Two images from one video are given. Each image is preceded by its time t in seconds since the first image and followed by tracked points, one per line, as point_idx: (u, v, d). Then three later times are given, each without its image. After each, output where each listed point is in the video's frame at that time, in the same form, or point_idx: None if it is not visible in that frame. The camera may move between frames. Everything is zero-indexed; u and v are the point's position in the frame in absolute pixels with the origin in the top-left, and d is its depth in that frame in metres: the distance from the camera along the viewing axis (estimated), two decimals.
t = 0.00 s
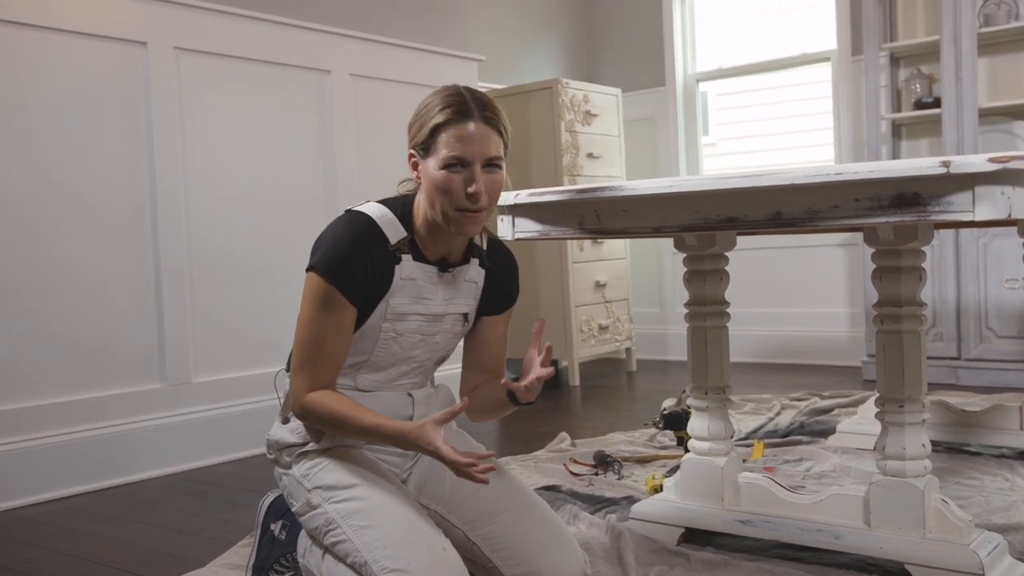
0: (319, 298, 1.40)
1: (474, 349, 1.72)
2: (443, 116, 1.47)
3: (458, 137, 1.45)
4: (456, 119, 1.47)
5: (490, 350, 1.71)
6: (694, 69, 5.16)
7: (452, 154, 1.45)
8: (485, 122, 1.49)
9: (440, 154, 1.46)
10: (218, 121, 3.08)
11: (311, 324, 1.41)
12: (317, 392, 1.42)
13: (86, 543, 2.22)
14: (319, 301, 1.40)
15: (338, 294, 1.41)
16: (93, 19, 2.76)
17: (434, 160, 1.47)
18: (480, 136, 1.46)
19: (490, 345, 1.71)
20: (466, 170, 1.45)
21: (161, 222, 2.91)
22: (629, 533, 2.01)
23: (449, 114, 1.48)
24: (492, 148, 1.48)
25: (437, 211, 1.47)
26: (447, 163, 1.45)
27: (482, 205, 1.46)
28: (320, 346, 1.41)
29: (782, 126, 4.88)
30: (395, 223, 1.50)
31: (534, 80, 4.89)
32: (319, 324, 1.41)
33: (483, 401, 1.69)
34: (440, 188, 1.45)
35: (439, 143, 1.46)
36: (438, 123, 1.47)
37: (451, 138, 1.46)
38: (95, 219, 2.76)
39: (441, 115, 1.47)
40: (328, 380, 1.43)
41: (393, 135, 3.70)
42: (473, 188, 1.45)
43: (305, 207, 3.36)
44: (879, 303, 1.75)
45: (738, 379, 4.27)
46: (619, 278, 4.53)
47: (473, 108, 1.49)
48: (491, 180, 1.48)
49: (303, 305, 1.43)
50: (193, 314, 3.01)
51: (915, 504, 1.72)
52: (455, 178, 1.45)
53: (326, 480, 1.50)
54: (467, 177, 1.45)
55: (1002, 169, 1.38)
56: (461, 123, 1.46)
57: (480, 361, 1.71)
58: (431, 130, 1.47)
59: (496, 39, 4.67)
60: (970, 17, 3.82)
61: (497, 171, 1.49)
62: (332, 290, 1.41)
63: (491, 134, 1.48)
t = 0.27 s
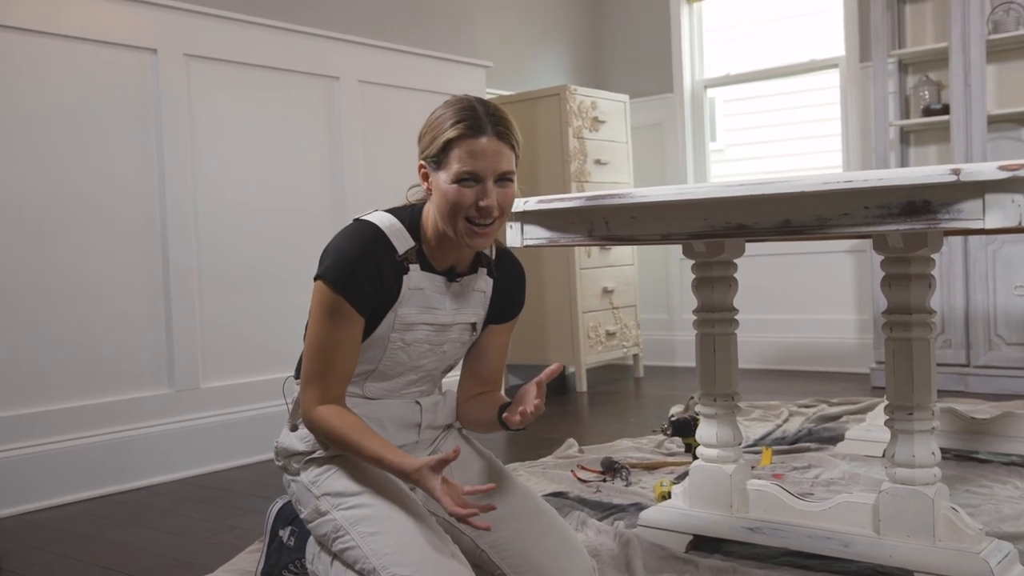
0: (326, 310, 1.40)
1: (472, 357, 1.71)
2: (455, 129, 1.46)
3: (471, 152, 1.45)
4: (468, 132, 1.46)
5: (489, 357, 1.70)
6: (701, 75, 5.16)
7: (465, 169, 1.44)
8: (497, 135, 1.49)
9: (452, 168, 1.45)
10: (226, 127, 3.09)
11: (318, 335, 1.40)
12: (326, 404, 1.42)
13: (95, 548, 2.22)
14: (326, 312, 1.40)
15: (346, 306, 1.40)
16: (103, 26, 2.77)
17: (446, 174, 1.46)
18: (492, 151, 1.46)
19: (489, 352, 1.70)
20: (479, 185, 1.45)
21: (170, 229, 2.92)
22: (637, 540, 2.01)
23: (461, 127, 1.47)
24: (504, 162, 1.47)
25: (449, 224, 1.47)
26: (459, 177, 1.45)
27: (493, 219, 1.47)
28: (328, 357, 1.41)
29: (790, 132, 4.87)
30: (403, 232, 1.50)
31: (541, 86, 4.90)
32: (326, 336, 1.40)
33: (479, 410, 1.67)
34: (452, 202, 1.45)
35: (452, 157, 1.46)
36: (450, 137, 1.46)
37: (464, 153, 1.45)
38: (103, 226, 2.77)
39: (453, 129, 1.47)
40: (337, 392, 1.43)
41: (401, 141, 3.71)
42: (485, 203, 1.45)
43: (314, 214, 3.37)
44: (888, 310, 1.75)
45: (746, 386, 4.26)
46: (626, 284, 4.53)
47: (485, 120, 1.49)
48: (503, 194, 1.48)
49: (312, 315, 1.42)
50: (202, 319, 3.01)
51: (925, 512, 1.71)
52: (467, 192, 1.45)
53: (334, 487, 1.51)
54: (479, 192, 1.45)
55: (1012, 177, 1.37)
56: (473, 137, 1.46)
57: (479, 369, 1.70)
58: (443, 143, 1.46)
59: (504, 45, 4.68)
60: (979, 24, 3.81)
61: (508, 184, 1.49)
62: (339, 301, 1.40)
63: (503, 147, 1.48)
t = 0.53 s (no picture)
0: (327, 314, 1.40)
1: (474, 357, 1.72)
2: (469, 133, 1.45)
3: (486, 156, 1.43)
4: (481, 136, 1.45)
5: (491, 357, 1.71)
6: (704, 78, 5.16)
7: (480, 174, 1.43)
8: (508, 137, 1.48)
9: (465, 173, 1.44)
10: (230, 130, 3.10)
11: (320, 338, 1.40)
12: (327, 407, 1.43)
13: (99, 550, 2.23)
14: (327, 316, 1.40)
15: (346, 309, 1.40)
16: (107, 29, 2.78)
17: (459, 179, 1.45)
18: (506, 155, 1.45)
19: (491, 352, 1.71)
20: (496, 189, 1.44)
21: (173, 231, 2.92)
22: (640, 543, 2.01)
23: (474, 131, 1.45)
24: (517, 165, 1.47)
25: (462, 229, 1.46)
26: (474, 182, 1.44)
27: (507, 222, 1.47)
28: (329, 361, 1.41)
29: (793, 134, 4.87)
30: (404, 235, 1.49)
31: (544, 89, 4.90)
32: (327, 339, 1.40)
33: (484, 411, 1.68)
34: (466, 207, 1.44)
35: (467, 162, 1.44)
36: (463, 141, 1.44)
37: (478, 157, 1.44)
38: (106, 228, 2.78)
39: (466, 133, 1.45)
40: (338, 395, 1.43)
41: (404, 143, 3.72)
42: (500, 207, 1.45)
43: (317, 216, 3.38)
44: (891, 313, 1.75)
45: (749, 388, 4.26)
46: (629, 287, 4.53)
47: (496, 124, 1.48)
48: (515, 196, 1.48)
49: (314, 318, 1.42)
50: (205, 321, 3.02)
51: (928, 514, 1.71)
52: (483, 197, 1.44)
53: (338, 489, 1.51)
54: (495, 196, 1.44)
55: (1014, 179, 1.37)
56: (487, 141, 1.44)
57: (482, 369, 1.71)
58: (456, 148, 1.44)
59: (507, 48, 4.69)
60: (982, 26, 3.81)
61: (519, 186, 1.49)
62: (341, 305, 1.40)
63: (514, 151, 1.47)
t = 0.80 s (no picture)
0: (326, 324, 1.40)
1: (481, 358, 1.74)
2: (514, 140, 1.45)
3: (532, 166, 1.46)
4: (525, 144, 1.46)
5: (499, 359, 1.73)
6: (709, 80, 5.16)
7: (525, 182, 1.46)
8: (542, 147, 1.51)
9: (510, 180, 1.45)
10: (235, 132, 3.11)
11: (319, 350, 1.40)
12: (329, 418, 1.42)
13: (104, 551, 2.23)
14: (325, 326, 1.40)
15: (344, 317, 1.40)
16: (113, 32, 2.79)
17: (502, 185, 1.45)
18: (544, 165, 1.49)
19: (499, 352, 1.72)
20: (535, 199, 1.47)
21: (179, 233, 2.93)
22: (644, 545, 2.01)
23: (520, 139, 1.46)
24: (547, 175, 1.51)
25: (496, 234, 1.47)
26: (518, 190, 1.46)
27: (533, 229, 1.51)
28: (329, 371, 1.41)
29: (798, 136, 4.87)
30: (398, 241, 1.49)
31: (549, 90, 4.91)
32: (327, 350, 1.40)
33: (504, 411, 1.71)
34: (507, 213, 1.46)
35: (515, 169, 1.45)
36: (511, 148, 1.44)
37: (526, 166, 1.45)
38: (108, 229, 2.78)
39: (514, 140, 1.45)
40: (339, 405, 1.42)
41: (409, 145, 3.72)
42: (533, 215, 1.49)
43: (322, 218, 3.39)
44: (896, 315, 1.75)
45: (754, 390, 4.26)
46: (634, 289, 4.53)
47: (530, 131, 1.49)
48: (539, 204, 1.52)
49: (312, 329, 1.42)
50: (210, 323, 3.03)
51: (933, 518, 1.71)
52: (523, 205, 1.47)
53: (342, 490, 1.51)
54: (534, 205, 1.48)
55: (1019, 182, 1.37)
56: (532, 149, 1.46)
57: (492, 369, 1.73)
58: (505, 154, 1.44)
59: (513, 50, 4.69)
60: (988, 29, 3.81)
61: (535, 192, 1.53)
62: (339, 314, 1.40)
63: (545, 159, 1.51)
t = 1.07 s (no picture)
0: (316, 318, 1.40)
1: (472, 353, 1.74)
2: (510, 136, 1.46)
3: (528, 162, 1.47)
4: (520, 140, 1.47)
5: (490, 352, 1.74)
6: (704, 75, 5.17)
7: (521, 178, 1.47)
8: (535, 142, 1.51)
9: (507, 175, 1.46)
10: (229, 127, 3.10)
11: (308, 343, 1.41)
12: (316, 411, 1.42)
13: (99, 545, 2.23)
14: (315, 320, 1.40)
15: (333, 311, 1.40)
16: (107, 26, 2.79)
17: (498, 181, 1.46)
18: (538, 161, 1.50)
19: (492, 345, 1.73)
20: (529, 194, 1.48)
21: (173, 228, 2.93)
22: (638, 538, 2.02)
23: (515, 134, 1.47)
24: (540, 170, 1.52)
25: (492, 229, 1.48)
26: (514, 186, 1.46)
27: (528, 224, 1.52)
28: (318, 365, 1.41)
29: (792, 131, 4.88)
30: (389, 236, 1.49)
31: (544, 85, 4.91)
32: (316, 344, 1.41)
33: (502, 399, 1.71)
34: (503, 209, 1.47)
35: (511, 165, 1.45)
36: (508, 144, 1.45)
37: (522, 162, 1.46)
38: (106, 228, 2.79)
39: (510, 136, 1.46)
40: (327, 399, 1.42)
41: (403, 140, 3.72)
42: (527, 211, 1.50)
43: (316, 212, 3.38)
44: (888, 309, 1.76)
45: (748, 384, 4.27)
46: (628, 283, 4.54)
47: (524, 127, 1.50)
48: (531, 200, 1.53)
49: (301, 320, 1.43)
50: (204, 318, 3.03)
51: (924, 510, 1.72)
52: (518, 200, 1.48)
53: (335, 484, 1.51)
54: (529, 200, 1.49)
55: (1010, 176, 1.38)
56: (527, 146, 1.47)
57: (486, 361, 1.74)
58: (501, 149, 1.45)
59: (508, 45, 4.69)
60: (981, 23, 3.82)
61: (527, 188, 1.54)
62: (329, 309, 1.40)
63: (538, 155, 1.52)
